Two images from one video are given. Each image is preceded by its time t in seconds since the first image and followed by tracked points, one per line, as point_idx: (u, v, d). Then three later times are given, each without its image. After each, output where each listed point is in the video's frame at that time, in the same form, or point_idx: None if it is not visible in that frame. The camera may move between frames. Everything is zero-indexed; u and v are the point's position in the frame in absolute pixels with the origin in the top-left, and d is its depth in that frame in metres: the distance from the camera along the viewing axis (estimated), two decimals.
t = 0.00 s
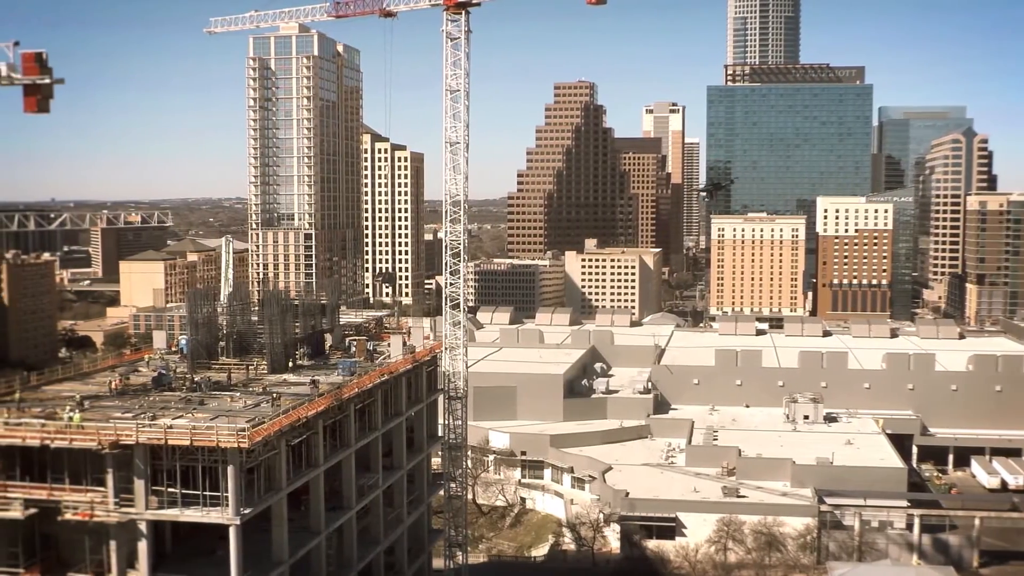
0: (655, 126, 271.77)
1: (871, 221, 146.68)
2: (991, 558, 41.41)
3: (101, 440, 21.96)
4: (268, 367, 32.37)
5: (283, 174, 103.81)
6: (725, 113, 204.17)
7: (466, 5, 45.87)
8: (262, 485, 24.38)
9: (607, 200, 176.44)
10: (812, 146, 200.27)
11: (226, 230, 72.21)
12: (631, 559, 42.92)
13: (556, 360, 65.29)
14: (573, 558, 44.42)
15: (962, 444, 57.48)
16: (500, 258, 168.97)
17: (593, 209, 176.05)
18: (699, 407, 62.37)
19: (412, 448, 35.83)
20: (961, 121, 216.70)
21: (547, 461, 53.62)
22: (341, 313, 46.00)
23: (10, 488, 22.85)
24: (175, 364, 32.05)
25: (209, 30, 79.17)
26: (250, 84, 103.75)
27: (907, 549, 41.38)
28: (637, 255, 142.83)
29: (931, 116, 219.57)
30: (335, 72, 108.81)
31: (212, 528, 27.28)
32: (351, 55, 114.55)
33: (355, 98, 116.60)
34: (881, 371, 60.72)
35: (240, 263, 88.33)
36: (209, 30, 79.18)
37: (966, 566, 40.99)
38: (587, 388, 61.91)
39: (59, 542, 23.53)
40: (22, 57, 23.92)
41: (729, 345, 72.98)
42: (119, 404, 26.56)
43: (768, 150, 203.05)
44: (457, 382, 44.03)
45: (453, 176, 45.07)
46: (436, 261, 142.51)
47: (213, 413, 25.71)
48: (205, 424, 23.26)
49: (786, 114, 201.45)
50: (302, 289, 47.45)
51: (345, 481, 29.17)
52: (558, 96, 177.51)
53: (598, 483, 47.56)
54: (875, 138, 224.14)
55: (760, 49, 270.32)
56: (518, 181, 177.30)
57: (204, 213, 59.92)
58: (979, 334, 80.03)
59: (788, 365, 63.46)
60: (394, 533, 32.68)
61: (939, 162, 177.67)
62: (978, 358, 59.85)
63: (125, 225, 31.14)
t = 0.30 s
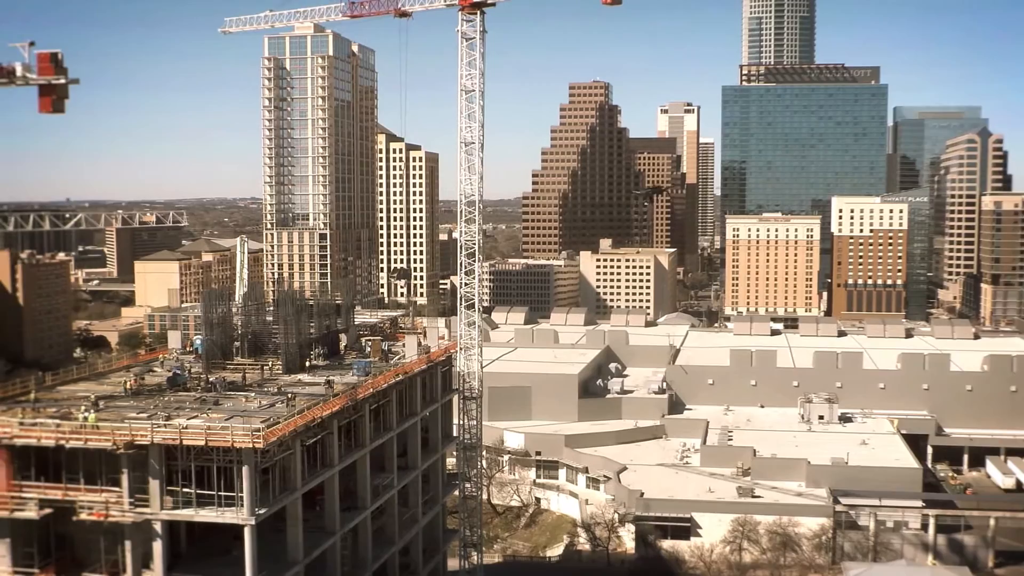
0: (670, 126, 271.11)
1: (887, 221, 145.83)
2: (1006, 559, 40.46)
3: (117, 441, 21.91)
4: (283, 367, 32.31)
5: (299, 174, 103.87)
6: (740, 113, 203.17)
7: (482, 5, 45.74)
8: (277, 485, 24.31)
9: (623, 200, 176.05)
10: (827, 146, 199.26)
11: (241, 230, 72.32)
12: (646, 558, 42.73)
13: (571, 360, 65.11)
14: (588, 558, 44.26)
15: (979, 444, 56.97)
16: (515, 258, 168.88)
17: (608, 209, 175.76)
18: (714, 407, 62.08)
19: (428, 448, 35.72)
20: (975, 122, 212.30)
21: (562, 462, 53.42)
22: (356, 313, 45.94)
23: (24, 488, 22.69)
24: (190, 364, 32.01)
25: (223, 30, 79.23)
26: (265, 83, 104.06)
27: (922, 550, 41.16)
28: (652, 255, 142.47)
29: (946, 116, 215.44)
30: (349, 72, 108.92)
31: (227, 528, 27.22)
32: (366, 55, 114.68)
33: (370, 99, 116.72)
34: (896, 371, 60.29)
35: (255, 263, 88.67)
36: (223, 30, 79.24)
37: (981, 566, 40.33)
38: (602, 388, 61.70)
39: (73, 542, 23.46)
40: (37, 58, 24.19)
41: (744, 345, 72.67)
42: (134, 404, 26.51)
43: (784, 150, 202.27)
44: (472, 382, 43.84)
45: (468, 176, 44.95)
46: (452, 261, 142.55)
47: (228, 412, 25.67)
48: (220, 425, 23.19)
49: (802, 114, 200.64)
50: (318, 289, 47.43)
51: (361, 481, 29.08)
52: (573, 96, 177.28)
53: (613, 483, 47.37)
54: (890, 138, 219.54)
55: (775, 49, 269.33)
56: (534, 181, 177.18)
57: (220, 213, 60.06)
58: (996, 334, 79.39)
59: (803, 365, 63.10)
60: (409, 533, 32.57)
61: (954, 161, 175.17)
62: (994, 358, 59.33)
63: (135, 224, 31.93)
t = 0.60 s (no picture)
0: (685, 126, 270.31)
1: (902, 221, 144.96)
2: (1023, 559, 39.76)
3: (131, 440, 21.85)
4: (297, 368, 32.23)
5: (314, 174, 103.88)
6: (755, 113, 202.49)
7: (496, 5, 45.56)
8: (292, 485, 24.24)
9: (638, 200, 175.71)
10: (843, 146, 198.30)
11: (256, 230, 72.42)
12: (660, 559, 42.48)
13: (585, 360, 64.95)
14: (603, 558, 44.10)
15: (994, 444, 56.49)
16: (529, 257, 168.70)
17: (623, 209, 175.34)
18: (729, 407, 61.76)
19: (442, 448, 35.62)
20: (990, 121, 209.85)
21: (577, 462, 53.24)
22: (370, 313, 45.89)
23: (39, 488, 22.61)
24: (205, 364, 32.02)
25: (238, 29, 79.31)
26: (281, 84, 103.96)
27: (937, 550, 40.45)
28: (667, 255, 142.10)
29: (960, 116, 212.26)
30: (364, 73, 108.87)
31: (241, 529, 27.16)
32: (381, 55, 114.70)
33: (385, 99, 116.77)
34: (911, 371, 59.91)
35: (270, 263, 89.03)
36: (239, 30, 79.32)
37: (996, 566, 39.61)
38: (616, 388, 61.53)
39: (88, 542, 23.44)
40: (52, 57, 24.38)
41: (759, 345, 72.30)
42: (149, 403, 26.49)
43: (798, 151, 201.36)
44: (486, 382, 43.67)
45: (483, 176, 44.80)
46: (466, 262, 142.47)
47: (243, 413, 25.63)
48: (235, 425, 23.11)
49: (817, 114, 199.68)
50: (332, 289, 47.40)
51: (375, 481, 29.01)
52: (588, 96, 176.79)
53: (628, 483, 47.19)
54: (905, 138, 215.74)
55: (790, 49, 268.22)
56: (548, 181, 176.80)
57: (234, 213, 60.31)
58: (1012, 335, 78.75)
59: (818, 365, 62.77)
60: (424, 533, 32.46)
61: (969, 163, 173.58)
62: (1009, 358, 58.88)
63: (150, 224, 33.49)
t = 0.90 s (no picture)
0: (700, 126, 269.50)
1: (916, 221, 144.04)
2: None
3: (145, 440, 21.78)
4: (312, 368, 32.16)
5: (328, 174, 104.10)
6: (769, 114, 200.38)
7: (511, 5, 45.46)
8: (306, 485, 24.16)
9: (652, 200, 175.56)
10: (857, 146, 197.26)
11: (271, 230, 72.61)
12: (675, 559, 42.13)
13: (600, 360, 64.74)
14: (617, 558, 43.91)
15: (1009, 445, 56.02)
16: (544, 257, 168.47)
17: (637, 209, 175.03)
18: (744, 407, 61.45)
19: (457, 448, 35.49)
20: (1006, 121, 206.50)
21: (591, 462, 53.06)
22: (385, 313, 45.84)
23: (53, 488, 22.59)
24: (219, 364, 31.99)
25: (252, 30, 79.48)
26: (294, 84, 103.31)
27: (952, 550, 39.91)
28: (681, 255, 141.84)
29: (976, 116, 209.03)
30: (378, 73, 108.80)
31: (256, 529, 27.11)
32: (395, 55, 114.68)
33: (400, 98, 116.80)
34: (926, 371, 59.52)
35: (285, 263, 89.66)
36: (252, 30, 79.49)
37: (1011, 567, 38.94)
38: (631, 388, 61.33)
39: (102, 542, 23.41)
40: (67, 57, 24.65)
41: (774, 345, 71.97)
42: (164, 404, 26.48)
43: (813, 151, 200.48)
44: (501, 382, 43.43)
45: (497, 176, 44.63)
46: (481, 261, 142.46)
47: (257, 413, 25.57)
48: (249, 425, 23.04)
49: (832, 113, 198.57)
50: (347, 289, 47.35)
51: (389, 481, 28.89)
52: (602, 96, 176.34)
53: (642, 483, 46.98)
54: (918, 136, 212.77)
55: (804, 49, 266.88)
56: (563, 181, 176.50)
57: (248, 213, 60.61)
58: None
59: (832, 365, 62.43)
60: (438, 533, 32.31)
61: (984, 163, 169.83)
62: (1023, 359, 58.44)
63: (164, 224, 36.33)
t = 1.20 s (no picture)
0: (713, 126, 268.76)
1: (929, 221, 143.45)
2: None
3: (158, 440, 21.73)
4: (325, 368, 32.11)
5: (341, 175, 104.15)
6: (782, 114, 200.03)
7: (524, 5, 45.29)
8: (319, 485, 24.09)
9: (665, 200, 175.19)
10: (871, 146, 196.36)
11: (284, 230, 72.78)
12: (688, 559, 41.83)
13: (613, 360, 64.56)
14: (630, 558, 43.74)
15: (1023, 445, 55.57)
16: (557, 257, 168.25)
17: (650, 209, 174.53)
18: (757, 407, 61.16)
19: (470, 447, 35.41)
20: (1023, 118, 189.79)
21: (604, 462, 52.89)
22: (398, 313, 45.75)
23: (65, 488, 22.56)
24: (232, 364, 31.99)
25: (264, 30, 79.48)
26: (308, 84, 103.95)
27: (965, 550, 39.05)
28: (694, 255, 141.58)
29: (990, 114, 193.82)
30: (391, 73, 108.93)
31: (269, 529, 27.09)
32: (409, 55, 114.71)
33: (412, 98, 116.80)
34: (939, 371, 59.16)
35: (298, 263, 89.94)
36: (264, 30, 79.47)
37: None
38: (644, 388, 61.14)
39: (115, 542, 23.37)
40: (80, 57, 24.96)
41: (787, 345, 71.65)
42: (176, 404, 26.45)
43: (826, 151, 199.62)
44: (513, 382, 43.27)
45: (511, 177, 44.53)
46: (494, 262, 142.50)
47: (270, 413, 25.54)
48: (262, 425, 22.96)
49: (844, 113, 197.78)
50: (360, 289, 47.26)
51: (402, 482, 28.82)
52: (616, 96, 175.66)
53: (655, 483, 46.79)
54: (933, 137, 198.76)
55: (817, 49, 265.88)
56: (576, 181, 176.20)
57: (262, 214, 60.75)
58: None
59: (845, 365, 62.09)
60: (451, 534, 32.22)
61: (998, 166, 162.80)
62: None
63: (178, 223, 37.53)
